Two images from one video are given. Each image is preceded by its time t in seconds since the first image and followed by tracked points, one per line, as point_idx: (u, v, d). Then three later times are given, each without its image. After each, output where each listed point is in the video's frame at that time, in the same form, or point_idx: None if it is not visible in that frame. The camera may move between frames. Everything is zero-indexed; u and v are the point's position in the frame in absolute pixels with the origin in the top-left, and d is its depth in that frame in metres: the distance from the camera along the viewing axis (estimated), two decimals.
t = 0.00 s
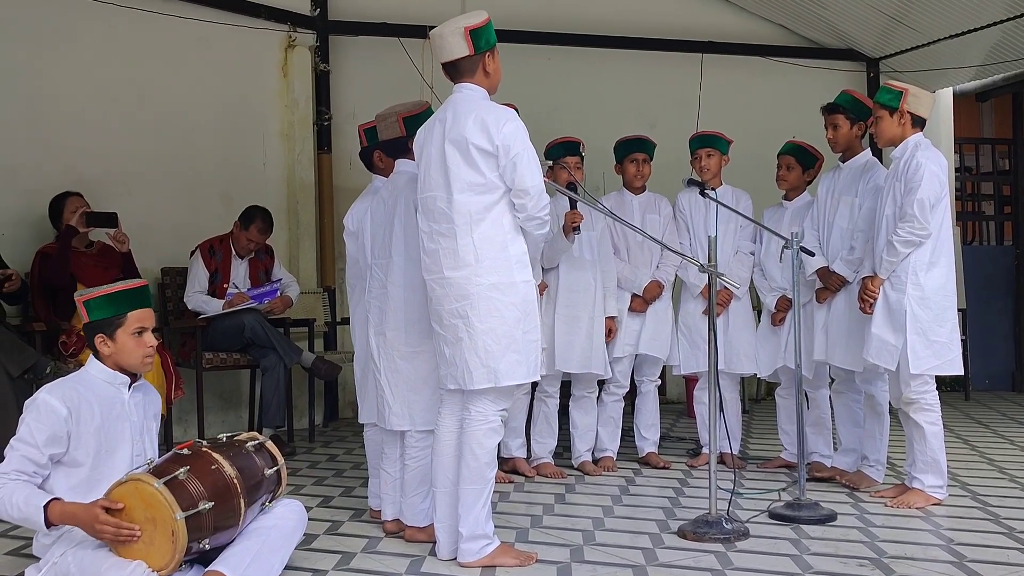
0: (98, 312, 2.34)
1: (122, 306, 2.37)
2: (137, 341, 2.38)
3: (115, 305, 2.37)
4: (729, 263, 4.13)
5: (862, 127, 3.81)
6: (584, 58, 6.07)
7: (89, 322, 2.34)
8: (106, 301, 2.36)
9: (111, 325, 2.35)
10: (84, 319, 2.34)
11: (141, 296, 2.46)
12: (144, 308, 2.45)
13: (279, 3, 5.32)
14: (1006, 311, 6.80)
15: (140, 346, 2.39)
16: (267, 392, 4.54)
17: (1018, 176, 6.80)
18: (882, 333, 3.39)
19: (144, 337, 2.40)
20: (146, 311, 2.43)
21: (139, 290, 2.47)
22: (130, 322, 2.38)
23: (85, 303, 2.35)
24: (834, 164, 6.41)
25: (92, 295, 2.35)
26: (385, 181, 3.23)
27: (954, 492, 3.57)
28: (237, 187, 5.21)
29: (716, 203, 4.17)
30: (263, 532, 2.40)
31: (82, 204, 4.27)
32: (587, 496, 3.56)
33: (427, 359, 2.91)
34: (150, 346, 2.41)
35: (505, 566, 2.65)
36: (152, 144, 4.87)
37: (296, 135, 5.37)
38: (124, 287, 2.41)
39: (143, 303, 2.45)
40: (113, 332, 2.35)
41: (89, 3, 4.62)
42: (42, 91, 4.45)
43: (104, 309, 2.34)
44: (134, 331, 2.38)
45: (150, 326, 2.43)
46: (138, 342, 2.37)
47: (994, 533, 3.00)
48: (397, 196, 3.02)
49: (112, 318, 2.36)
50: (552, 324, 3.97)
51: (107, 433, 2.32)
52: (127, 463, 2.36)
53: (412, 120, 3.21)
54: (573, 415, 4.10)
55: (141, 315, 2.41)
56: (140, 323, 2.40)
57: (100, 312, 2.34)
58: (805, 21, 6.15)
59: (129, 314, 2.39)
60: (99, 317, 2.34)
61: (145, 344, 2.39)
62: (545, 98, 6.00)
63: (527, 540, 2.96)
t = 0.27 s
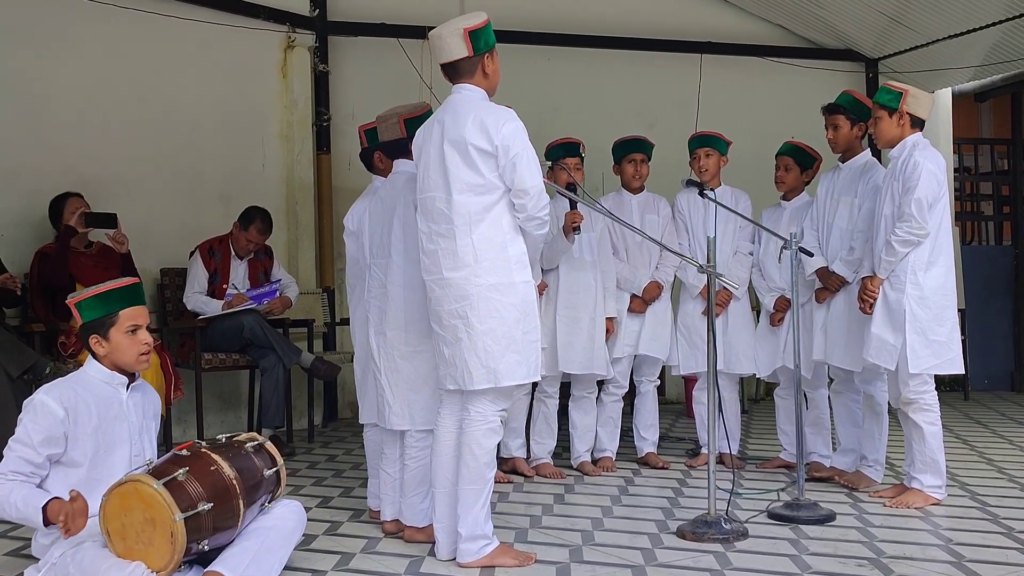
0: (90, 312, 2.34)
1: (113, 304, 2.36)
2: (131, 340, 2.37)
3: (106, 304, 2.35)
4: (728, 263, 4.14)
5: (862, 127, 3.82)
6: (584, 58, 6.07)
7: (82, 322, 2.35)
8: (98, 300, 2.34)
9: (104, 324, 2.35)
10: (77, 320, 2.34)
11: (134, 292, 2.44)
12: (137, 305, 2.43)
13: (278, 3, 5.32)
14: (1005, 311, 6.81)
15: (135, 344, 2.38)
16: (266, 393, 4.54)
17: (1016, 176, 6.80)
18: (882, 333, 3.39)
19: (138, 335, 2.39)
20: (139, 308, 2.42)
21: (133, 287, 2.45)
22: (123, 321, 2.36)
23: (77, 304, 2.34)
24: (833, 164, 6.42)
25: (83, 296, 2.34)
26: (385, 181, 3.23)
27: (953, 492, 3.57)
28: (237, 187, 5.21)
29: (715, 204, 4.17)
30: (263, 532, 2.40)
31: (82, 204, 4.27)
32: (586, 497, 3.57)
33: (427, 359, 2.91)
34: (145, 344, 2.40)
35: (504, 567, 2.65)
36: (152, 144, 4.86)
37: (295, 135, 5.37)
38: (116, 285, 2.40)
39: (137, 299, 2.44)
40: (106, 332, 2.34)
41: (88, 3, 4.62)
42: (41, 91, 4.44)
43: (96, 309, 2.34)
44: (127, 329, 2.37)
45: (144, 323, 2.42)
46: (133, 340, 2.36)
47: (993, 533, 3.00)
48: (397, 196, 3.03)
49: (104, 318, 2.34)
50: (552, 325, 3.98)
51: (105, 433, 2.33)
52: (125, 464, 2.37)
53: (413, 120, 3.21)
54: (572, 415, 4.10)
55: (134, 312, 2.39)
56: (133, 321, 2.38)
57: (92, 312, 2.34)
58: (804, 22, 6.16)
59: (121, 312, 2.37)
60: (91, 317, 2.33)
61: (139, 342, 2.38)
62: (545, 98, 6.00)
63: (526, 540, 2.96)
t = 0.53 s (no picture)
0: (87, 310, 2.34)
1: (110, 302, 2.36)
2: (128, 337, 2.37)
3: (102, 301, 2.35)
4: (728, 261, 4.15)
5: (863, 126, 3.82)
6: (583, 56, 6.07)
7: (79, 319, 2.35)
8: (94, 297, 2.34)
9: (100, 322, 2.35)
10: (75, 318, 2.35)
11: (132, 289, 2.44)
12: (135, 302, 2.43)
13: (278, 2, 5.32)
14: (1005, 309, 6.81)
15: (132, 341, 2.38)
16: (266, 391, 4.55)
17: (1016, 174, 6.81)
18: (882, 332, 3.39)
19: (136, 332, 2.39)
20: (135, 305, 2.41)
21: (131, 284, 2.45)
22: (120, 319, 2.36)
23: (74, 302, 2.34)
24: (833, 162, 6.42)
25: (80, 293, 2.34)
26: (385, 179, 3.23)
27: (952, 491, 3.57)
28: (237, 186, 5.21)
29: (715, 202, 4.17)
30: (263, 531, 2.40)
31: (83, 202, 4.29)
32: (586, 495, 3.57)
33: (427, 357, 2.91)
34: (143, 341, 2.39)
35: (504, 565, 2.65)
36: (152, 143, 4.86)
37: (295, 134, 5.37)
38: (114, 282, 2.39)
39: (135, 297, 2.44)
40: (103, 330, 2.35)
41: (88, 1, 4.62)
42: (41, 90, 4.44)
43: (92, 307, 2.34)
44: (124, 327, 2.37)
45: (142, 320, 2.42)
46: (129, 337, 2.36)
47: (992, 531, 3.00)
48: (397, 195, 3.03)
49: (101, 315, 2.34)
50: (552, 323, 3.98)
51: (102, 430, 2.33)
52: (124, 461, 2.37)
53: (412, 120, 3.20)
54: (572, 413, 4.10)
55: (131, 310, 2.39)
56: (129, 318, 2.38)
57: (88, 310, 2.34)
58: (804, 20, 6.15)
59: (118, 310, 2.37)
60: (88, 315, 2.34)
61: (136, 339, 2.38)
62: (545, 97, 6.00)
63: (526, 538, 2.96)
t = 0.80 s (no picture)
0: (89, 311, 2.35)
1: (112, 303, 2.37)
2: (131, 338, 2.37)
3: (105, 303, 2.36)
4: (733, 261, 4.11)
5: (868, 124, 3.80)
6: (587, 55, 6.06)
7: (82, 320, 2.36)
8: (97, 299, 2.36)
9: (103, 323, 2.35)
10: (78, 319, 2.36)
11: (135, 291, 2.45)
12: (139, 304, 2.44)
13: (281, 2, 5.32)
14: (1010, 308, 6.79)
15: (135, 342, 2.39)
16: (270, 391, 4.55)
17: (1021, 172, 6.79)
18: (886, 331, 3.38)
19: (138, 333, 2.39)
20: (138, 306, 2.42)
21: (134, 285, 2.46)
22: (122, 320, 2.37)
23: (77, 303, 2.36)
24: (838, 161, 6.41)
25: (83, 295, 2.36)
26: (389, 179, 3.23)
27: (957, 490, 3.57)
28: (241, 186, 5.22)
29: (719, 201, 4.16)
30: (269, 531, 2.41)
31: (88, 203, 4.31)
32: (590, 494, 3.57)
33: (431, 357, 2.91)
34: (146, 342, 2.40)
35: (509, 564, 2.65)
36: (156, 143, 4.87)
37: (298, 133, 5.38)
38: (116, 284, 2.40)
39: (138, 299, 2.45)
40: (106, 331, 2.35)
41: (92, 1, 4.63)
42: (46, 90, 4.46)
43: (95, 308, 2.35)
44: (127, 328, 2.37)
45: (145, 322, 2.42)
46: (132, 338, 2.37)
47: (996, 530, 3.00)
48: (401, 195, 3.03)
49: (103, 316, 2.35)
50: (556, 323, 3.98)
51: (108, 432, 2.33)
52: (130, 462, 2.37)
53: (416, 119, 3.20)
54: (576, 413, 4.10)
55: (134, 311, 2.40)
56: (132, 320, 2.39)
57: (91, 312, 2.35)
58: (807, 18, 6.14)
59: (121, 311, 2.38)
60: (91, 316, 2.35)
61: (139, 340, 2.39)
62: (548, 96, 6.00)
63: (530, 538, 2.97)
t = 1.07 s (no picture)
0: (87, 311, 2.35)
1: (110, 303, 2.37)
2: (128, 338, 2.37)
3: (102, 302, 2.36)
4: (733, 260, 4.12)
5: (869, 123, 3.80)
6: (587, 55, 6.06)
7: (81, 321, 2.36)
8: (94, 299, 2.35)
9: (101, 323, 2.35)
10: (76, 319, 2.35)
11: (133, 291, 2.45)
12: (136, 304, 2.44)
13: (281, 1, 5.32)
14: (1010, 306, 6.79)
15: (133, 341, 2.39)
16: (271, 390, 4.55)
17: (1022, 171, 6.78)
18: (886, 329, 3.38)
19: (136, 333, 2.39)
20: (136, 306, 2.42)
21: (132, 285, 2.46)
22: (120, 319, 2.37)
23: (75, 303, 2.35)
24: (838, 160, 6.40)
25: (81, 295, 2.35)
26: (389, 178, 3.23)
27: (958, 488, 3.57)
28: (241, 185, 5.22)
29: (719, 200, 4.16)
30: (268, 530, 2.41)
31: (90, 202, 4.30)
32: (591, 493, 3.57)
33: (431, 356, 2.91)
34: (144, 342, 2.40)
35: (509, 564, 2.65)
36: (156, 143, 4.87)
37: (299, 133, 5.38)
38: (114, 283, 2.40)
39: (136, 299, 2.45)
40: (104, 331, 2.35)
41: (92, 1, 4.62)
42: (46, 90, 4.46)
43: (93, 308, 2.34)
44: (124, 327, 2.37)
45: (142, 321, 2.42)
46: (130, 337, 2.36)
47: (997, 528, 2.99)
48: (401, 194, 3.03)
49: (101, 316, 2.35)
50: (556, 322, 3.98)
51: (108, 432, 2.34)
52: (129, 462, 2.37)
53: (417, 118, 3.20)
54: (577, 412, 4.10)
55: (131, 311, 2.40)
56: (129, 320, 2.39)
57: (89, 312, 2.35)
58: (807, 17, 6.14)
59: (118, 311, 2.38)
60: (88, 316, 2.34)
61: (137, 339, 2.38)
62: (548, 95, 5.99)
63: (531, 537, 2.96)
